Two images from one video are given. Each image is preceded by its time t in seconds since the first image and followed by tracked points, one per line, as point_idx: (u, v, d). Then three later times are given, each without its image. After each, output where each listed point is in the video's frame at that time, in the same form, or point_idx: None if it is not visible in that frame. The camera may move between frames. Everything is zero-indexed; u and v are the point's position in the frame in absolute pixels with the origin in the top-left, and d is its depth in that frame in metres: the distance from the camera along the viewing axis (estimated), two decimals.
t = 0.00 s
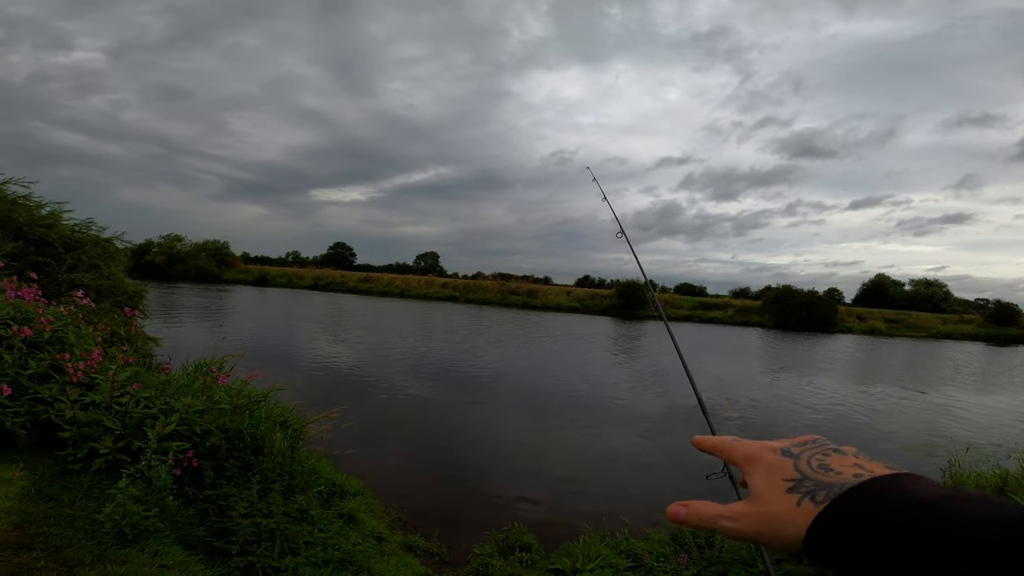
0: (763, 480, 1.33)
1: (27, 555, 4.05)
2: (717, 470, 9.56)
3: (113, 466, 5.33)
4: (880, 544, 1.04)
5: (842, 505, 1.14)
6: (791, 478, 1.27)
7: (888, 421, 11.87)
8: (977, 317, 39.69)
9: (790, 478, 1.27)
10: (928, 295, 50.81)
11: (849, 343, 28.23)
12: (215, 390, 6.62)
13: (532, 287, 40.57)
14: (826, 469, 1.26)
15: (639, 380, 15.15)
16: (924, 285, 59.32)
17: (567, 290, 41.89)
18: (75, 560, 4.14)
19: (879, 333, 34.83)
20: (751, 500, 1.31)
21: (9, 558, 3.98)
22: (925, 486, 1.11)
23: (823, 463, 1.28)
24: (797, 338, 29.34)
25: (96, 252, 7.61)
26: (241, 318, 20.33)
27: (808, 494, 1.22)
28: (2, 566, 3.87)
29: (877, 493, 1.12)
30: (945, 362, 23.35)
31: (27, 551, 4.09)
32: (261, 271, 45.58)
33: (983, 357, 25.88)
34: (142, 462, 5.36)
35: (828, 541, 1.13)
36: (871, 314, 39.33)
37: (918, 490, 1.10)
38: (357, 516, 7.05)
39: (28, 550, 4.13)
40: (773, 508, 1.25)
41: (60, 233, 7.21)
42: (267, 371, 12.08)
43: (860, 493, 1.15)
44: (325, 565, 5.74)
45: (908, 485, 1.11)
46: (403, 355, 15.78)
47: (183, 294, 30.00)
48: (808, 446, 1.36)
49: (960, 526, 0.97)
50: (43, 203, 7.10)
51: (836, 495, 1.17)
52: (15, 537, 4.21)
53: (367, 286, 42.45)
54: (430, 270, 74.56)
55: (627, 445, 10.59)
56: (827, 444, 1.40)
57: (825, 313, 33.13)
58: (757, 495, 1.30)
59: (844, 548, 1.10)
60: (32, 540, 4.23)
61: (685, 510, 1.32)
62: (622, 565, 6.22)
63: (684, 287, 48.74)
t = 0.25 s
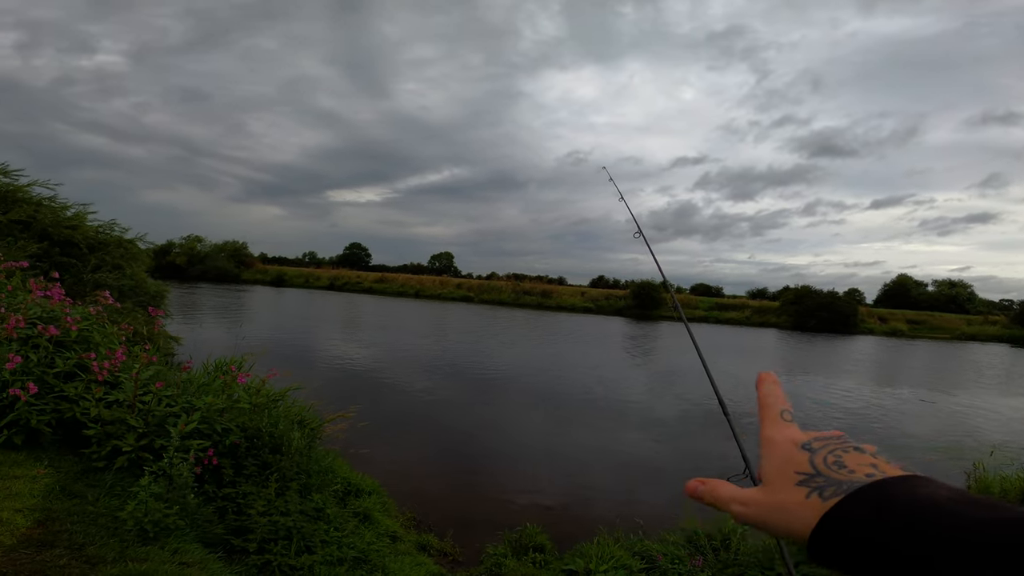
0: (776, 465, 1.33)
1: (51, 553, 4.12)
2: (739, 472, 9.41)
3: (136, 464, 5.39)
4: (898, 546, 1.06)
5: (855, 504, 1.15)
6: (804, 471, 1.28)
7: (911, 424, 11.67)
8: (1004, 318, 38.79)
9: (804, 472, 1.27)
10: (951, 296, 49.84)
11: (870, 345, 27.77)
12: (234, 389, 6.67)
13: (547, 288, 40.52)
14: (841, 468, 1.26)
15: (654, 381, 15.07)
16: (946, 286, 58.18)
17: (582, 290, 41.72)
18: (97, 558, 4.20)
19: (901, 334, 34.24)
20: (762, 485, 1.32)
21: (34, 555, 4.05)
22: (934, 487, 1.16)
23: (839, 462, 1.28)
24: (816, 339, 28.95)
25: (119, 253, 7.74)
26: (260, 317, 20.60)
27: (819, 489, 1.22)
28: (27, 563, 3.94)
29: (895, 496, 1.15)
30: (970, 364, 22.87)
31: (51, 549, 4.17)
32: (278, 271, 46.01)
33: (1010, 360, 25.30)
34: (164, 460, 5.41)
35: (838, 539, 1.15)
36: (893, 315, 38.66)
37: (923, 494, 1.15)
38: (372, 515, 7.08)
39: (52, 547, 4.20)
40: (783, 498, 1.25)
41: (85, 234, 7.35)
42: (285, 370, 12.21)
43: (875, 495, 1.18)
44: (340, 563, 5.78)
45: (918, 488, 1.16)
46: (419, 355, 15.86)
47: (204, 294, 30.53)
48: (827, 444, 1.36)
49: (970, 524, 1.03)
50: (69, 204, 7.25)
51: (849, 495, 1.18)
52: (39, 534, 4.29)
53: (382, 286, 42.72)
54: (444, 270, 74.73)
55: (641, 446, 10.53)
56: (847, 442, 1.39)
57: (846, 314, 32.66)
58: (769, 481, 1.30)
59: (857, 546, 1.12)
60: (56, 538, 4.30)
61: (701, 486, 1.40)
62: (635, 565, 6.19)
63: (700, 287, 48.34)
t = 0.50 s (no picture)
0: (674, 492, 1.44)
1: (89, 554, 4.21)
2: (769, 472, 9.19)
3: (170, 465, 5.48)
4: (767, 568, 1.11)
5: (740, 534, 1.22)
6: (696, 497, 1.38)
7: (944, 424, 11.41)
8: None
9: (696, 497, 1.38)
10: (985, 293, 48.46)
11: (902, 344, 27.13)
12: (262, 391, 6.76)
13: (567, 288, 40.43)
14: (732, 493, 1.34)
15: (677, 381, 14.96)
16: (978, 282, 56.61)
17: (603, 290, 41.52)
18: (133, 559, 4.29)
19: (934, 333, 33.43)
20: (659, 511, 1.43)
21: (73, 556, 4.15)
22: (816, 519, 1.21)
23: (731, 486, 1.35)
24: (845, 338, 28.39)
25: (150, 258, 7.93)
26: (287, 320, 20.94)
27: (708, 517, 1.32)
28: (68, 564, 4.03)
29: (776, 527, 1.20)
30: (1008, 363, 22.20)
31: (88, 549, 4.26)
32: (303, 275, 46.60)
33: None
34: (196, 461, 5.49)
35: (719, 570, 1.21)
36: (925, 313, 37.71)
37: (801, 523, 1.21)
38: (396, 515, 7.12)
39: (90, 548, 4.29)
40: (676, 526, 1.36)
41: (118, 240, 7.55)
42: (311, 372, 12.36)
43: (758, 526, 1.24)
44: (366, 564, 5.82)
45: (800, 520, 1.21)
46: (441, 356, 15.94)
47: (233, 297, 31.19)
48: (724, 468, 1.45)
49: (841, 556, 1.05)
50: (101, 211, 7.45)
51: (735, 524, 1.25)
52: (77, 535, 4.39)
53: (404, 288, 43.04)
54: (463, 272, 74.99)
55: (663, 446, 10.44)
56: (745, 465, 1.49)
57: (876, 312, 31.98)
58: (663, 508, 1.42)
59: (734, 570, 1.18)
60: (94, 539, 4.40)
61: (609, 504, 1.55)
62: (658, 564, 6.13)
63: (723, 286, 47.79)
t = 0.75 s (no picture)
0: (600, 486, 1.43)
1: (128, 550, 4.28)
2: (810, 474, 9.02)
3: (205, 463, 5.55)
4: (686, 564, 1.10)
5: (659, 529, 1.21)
6: (621, 490, 1.38)
7: (987, 427, 11.01)
8: None
9: (621, 492, 1.38)
10: None
11: (943, 344, 26.22)
12: (293, 391, 6.84)
13: (591, 288, 40.27)
14: (654, 488, 1.36)
15: (703, 382, 14.78)
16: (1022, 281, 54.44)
17: (628, 290, 41.22)
18: (170, 555, 4.33)
19: (977, 333, 32.25)
20: (587, 506, 1.41)
21: (113, 553, 4.21)
22: (734, 516, 1.23)
23: (654, 482, 1.38)
24: (881, 338, 27.59)
25: (186, 261, 8.14)
26: (318, 321, 21.28)
27: (630, 512, 1.32)
28: (108, 561, 4.10)
29: (694, 523, 1.21)
30: None
31: (127, 547, 4.33)
32: (331, 277, 47.32)
33: None
34: (231, 460, 5.54)
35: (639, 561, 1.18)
36: (967, 313, 36.38)
37: (719, 519, 1.22)
38: (421, 514, 7.12)
39: (129, 545, 4.37)
40: (597, 521, 1.35)
41: (155, 244, 7.78)
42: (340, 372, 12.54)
43: (677, 520, 1.24)
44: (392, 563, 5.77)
45: (718, 516, 1.23)
46: (466, 357, 16.02)
47: (265, 299, 31.87)
48: (650, 463, 1.48)
49: (759, 559, 1.07)
50: (139, 216, 7.73)
51: (654, 520, 1.25)
52: (116, 531, 4.47)
53: (429, 290, 43.35)
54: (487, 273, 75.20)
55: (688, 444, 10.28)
56: (672, 460, 1.53)
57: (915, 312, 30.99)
58: (589, 502, 1.40)
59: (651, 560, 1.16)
60: (133, 536, 4.48)
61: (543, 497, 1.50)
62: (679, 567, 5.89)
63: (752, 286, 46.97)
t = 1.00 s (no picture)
0: (533, 480, 1.45)
1: (169, 546, 4.24)
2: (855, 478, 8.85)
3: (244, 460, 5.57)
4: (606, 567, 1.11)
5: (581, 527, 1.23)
6: (551, 485, 1.39)
7: None
8: None
9: (550, 486, 1.39)
10: None
11: (994, 347, 25.01)
12: (328, 389, 6.92)
13: (620, 289, 39.95)
14: (583, 482, 1.35)
15: (736, 384, 14.51)
16: None
17: (658, 291, 40.72)
18: (208, 551, 4.27)
19: None
20: (517, 501, 1.47)
21: (155, 548, 4.19)
22: (656, 512, 1.27)
23: (583, 476, 1.37)
24: (926, 340, 26.51)
25: (225, 262, 8.30)
26: (351, 320, 21.61)
27: (558, 508, 1.34)
28: (150, 556, 4.07)
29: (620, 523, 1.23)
30: None
31: (170, 542, 4.30)
32: (362, 278, 48.03)
33: None
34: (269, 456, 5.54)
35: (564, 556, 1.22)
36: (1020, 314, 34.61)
37: (640, 516, 1.25)
38: (450, 513, 6.89)
39: (171, 540, 4.33)
40: (527, 518, 1.39)
41: (196, 245, 8.01)
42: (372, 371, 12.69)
43: (600, 515, 1.26)
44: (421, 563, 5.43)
45: (640, 512, 1.26)
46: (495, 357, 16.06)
47: (299, 299, 32.60)
48: (582, 455, 1.47)
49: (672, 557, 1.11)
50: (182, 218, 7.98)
51: (578, 516, 1.27)
52: (160, 527, 4.47)
53: (457, 290, 43.59)
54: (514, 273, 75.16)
55: (720, 446, 10.07)
56: (605, 451, 1.53)
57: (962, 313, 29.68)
58: (520, 497, 1.43)
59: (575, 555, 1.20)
60: (174, 531, 4.44)
61: (481, 495, 1.60)
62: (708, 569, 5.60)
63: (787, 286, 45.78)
